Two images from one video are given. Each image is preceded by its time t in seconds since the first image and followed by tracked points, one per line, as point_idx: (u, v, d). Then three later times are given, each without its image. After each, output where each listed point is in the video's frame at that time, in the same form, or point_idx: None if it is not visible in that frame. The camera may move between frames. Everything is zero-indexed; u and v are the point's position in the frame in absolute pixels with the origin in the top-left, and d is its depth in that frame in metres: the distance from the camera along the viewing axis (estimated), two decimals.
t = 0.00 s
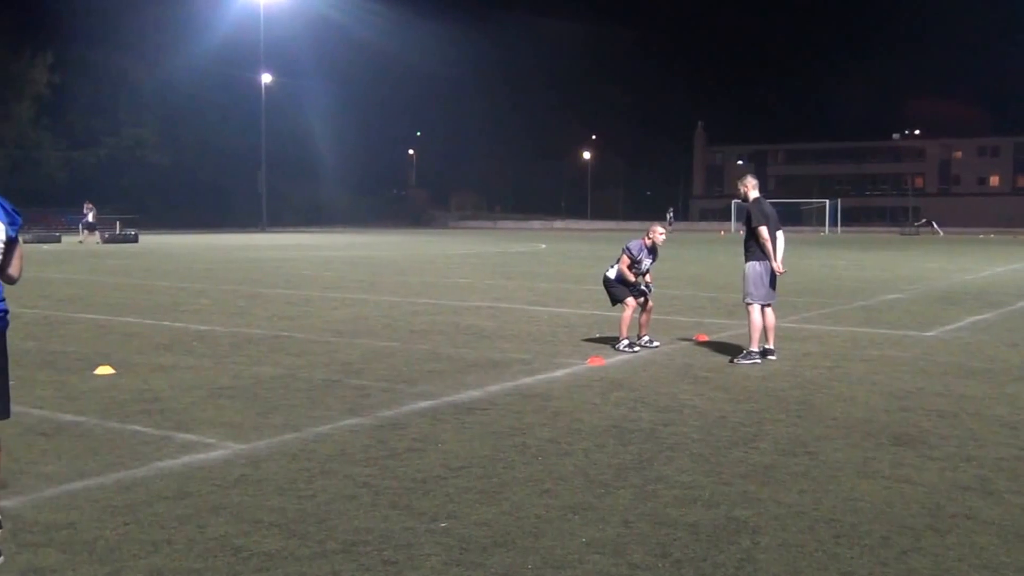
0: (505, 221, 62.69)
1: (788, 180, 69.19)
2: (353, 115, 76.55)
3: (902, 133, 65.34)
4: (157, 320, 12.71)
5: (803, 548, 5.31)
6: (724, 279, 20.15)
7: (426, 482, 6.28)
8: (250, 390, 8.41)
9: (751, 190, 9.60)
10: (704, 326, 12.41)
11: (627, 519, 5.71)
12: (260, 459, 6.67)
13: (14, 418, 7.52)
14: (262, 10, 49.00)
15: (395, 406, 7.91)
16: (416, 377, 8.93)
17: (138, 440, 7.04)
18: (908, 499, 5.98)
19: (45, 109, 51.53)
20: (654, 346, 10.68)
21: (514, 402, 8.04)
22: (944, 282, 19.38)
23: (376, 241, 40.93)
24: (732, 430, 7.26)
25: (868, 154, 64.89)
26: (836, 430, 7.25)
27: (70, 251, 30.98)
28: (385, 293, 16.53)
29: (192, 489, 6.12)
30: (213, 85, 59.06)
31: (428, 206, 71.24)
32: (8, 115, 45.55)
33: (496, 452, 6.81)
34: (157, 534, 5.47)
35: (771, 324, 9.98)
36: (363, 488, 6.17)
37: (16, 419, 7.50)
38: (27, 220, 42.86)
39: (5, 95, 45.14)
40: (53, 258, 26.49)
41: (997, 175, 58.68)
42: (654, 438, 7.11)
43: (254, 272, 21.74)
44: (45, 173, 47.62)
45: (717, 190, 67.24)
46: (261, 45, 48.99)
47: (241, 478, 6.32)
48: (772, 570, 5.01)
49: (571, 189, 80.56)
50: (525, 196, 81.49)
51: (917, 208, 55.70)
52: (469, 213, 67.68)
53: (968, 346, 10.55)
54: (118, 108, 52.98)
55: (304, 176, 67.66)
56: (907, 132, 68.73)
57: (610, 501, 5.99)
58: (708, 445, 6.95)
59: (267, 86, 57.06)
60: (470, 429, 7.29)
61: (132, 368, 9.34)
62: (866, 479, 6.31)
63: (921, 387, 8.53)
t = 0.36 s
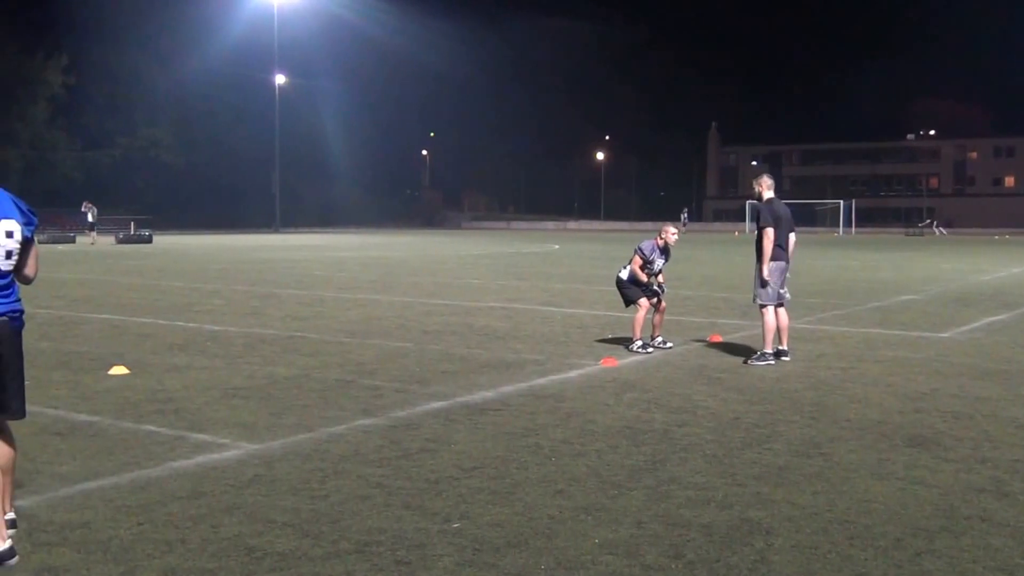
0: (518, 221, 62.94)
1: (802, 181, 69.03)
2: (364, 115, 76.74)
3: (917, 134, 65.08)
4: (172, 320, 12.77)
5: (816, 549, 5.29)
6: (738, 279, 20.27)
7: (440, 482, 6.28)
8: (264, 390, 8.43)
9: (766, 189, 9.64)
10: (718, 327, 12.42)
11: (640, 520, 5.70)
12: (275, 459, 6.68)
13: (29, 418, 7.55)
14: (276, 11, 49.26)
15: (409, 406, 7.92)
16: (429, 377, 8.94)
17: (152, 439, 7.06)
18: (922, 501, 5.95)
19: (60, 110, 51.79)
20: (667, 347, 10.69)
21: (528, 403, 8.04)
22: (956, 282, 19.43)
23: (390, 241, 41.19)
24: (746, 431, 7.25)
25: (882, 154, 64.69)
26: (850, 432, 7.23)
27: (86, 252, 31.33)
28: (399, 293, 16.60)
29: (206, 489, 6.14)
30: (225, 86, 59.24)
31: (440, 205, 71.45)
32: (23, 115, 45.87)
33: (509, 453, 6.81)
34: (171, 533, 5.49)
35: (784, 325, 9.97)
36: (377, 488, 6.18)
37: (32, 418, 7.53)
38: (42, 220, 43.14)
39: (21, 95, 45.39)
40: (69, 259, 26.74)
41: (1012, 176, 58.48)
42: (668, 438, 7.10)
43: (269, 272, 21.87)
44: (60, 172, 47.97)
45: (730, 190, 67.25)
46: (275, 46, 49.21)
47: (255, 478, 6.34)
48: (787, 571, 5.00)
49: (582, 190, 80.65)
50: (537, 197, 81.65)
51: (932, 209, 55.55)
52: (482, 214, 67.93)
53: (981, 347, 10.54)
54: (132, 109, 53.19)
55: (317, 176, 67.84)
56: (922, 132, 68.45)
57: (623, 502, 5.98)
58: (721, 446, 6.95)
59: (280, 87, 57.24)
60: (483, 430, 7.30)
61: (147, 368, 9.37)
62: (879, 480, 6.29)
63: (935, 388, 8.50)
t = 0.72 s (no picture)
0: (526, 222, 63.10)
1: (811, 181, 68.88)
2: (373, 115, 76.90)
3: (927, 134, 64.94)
4: (181, 320, 12.82)
5: (824, 551, 5.28)
6: (745, 279, 20.33)
7: (447, 483, 6.29)
8: (272, 390, 8.46)
9: (777, 190, 9.64)
10: (726, 327, 12.42)
11: (648, 521, 5.70)
12: (283, 459, 6.70)
13: (39, 417, 7.58)
14: (284, 11, 49.47)
15: (416, 407, 7.93)
16: (436, 378, 8.96)
17: (160, 440, 7.09)
18: (930, 502, 5.94)
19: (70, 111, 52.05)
20: (675, 348, 10.70)
21: (536, 403, 8.04)
22: (964, 282, 19.46)
23: (398, 241, 41.40)
24: (754, 431, 7.24)
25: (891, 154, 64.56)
26: (858, 433, 7.21)
27: (97, 251, 31.77)
28: (408, 294, 16.68)
29: (214, 489, 6.16)
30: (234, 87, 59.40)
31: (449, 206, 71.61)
32: (33, 116, 46.21)
33: (516, 453, 6.82)
34: (179, 533, 5.50)
35: (792, 326, 9.95)
36: (384, 489, 6.18)
37: (41, 418, 7.57)
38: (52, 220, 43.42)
39: (31, 95, 45.65)
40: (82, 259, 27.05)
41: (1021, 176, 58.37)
42: (675, 439, 7.09)
43: (279, 272, 21.98)
44: (70, 173, 48.24)
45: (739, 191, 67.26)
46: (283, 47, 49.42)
47: (262, 478, 6.35)
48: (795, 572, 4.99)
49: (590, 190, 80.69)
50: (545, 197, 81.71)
51: (941, 209, 55.46)
52: (490, 214, 68.07)
53: (990, 348, 10.52)
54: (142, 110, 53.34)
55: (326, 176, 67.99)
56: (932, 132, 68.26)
57: (631, 502, 5.98)
58: (729, 446, 6.94)
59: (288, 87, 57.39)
60: (489, 430, 7.30)
61: (156, 368, 9.41)
62: (888, 481, 6.27)
63: (944, 389, 8.48)
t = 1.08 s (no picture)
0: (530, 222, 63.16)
1: (815, 181, 68.82)
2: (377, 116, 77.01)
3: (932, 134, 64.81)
4: (186, 320, 12.86)
5: (829, 552, 5.26)
6: (749, 279, 20.36)
7: (452, 483, 6.28)
8: (276, 390, 8.47)
9: (785, 189, 9.66)
10: (730, 327, 12.43)
11: (652, 522, 5.69)
12: (287, 459, 6.70)
13: (44, 417, 7.60)
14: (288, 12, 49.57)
15: (420, 407, 7.92)
16: (441, 378, 8.96)
17: (165, 440, 7.09)
18: (935, 503, 5.92)
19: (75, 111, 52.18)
20: (679, 349, 10.70)
21: (540, 403, 8.05)
22: (969, 282, 19.47)
23: (402, 242, 41.56)
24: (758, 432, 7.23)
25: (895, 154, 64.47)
26: (863, 433, 7.20)
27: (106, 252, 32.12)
28: (412, 294, 16.72)
29: (218, 490, 6.16)
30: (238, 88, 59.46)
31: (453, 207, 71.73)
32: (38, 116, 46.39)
33: (520, 453, 6.81)
34: (184, 532, 5.51)
35: (797, 327, 9.94)
36: (388, 489, 6.19)
37: (47, 419, 7.57)
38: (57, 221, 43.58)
39: (35, 95, 45.82)
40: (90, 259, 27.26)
41: None
42: (679, 440, 7.09)
43: (285, 273, 22.07)
44: (75, 174, 48.42)
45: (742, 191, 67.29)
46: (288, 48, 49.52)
47: (266, 478, 6.36)
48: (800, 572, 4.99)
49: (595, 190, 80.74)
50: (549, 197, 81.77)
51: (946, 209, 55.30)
52: (495, 215, 68.14)
53: (996, 348, 10.51)
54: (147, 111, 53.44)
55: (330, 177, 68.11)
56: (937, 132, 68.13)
57: (635, 503, 5.97)
58: (733, 447, 6.93)
59: (293, 89, 57.46)
60: (493, 431, 7.30)
61: (160, 368, 9.43)
62: (893, 482, 6.26)
63: (949, 390, 8.46)
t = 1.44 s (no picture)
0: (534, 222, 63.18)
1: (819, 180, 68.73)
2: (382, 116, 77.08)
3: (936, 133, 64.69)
4: (189, 320, 12.88)
5: (834, 552, 5.26)
6: (752, 280, 20.38)
7: (456, 483, 6.29)
8: (279, 390, 8.48)
9: (788, 188, 9.62)
10: (734, 327, 12.44)
11: (656, 522, 5.68)
12: (290, 459, 6.71)
13: (48, 417, 7.61)
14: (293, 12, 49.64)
15: (423, 408, 7.92)
16: (444, 378, 8.97)
17: (168, 440, 7.10)
18: (939, 504, 5.91)
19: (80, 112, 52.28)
20: (682, 348, 10.73)
21: (544, 404, 8.05)
22: (972, 282, 19.49)
23: (406, 242, 41.65)
24: (762, 432, 7.23)
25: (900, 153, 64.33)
26: (869, 434, 7.19)
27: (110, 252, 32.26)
28: (417, 294, 16.75)
29: (222, 490, 6.16)
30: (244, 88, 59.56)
31: (458, 207, 71.81)
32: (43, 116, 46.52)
33: (524, 453, 6.82)
34: (188, 532, 5.51)
35: (801, 327, 9.93)
36: (392, 489, 6.19)
37: (51, 418, 7.58)
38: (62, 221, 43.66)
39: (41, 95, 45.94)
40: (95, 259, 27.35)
41: None
42: (682, 440, 7.09)
43: (290, 273, 22.14)
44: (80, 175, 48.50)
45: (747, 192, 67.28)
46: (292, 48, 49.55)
47: (270, 478, 6.36)
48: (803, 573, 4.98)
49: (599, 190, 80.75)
50: (553, 197, 81.82)
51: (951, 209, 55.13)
52: (499, 215, 68.17)
53: (998, 348, 10.51)
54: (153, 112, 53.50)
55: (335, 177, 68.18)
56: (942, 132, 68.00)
57: (638, 503, 5.97)
58: (737, 447, 6.93)
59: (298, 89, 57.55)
60: (497, 431, 7.31)
61: (165, 368, 9.44)
62: (898, 482, 6.25)
63: (955, 390, 8.44)
